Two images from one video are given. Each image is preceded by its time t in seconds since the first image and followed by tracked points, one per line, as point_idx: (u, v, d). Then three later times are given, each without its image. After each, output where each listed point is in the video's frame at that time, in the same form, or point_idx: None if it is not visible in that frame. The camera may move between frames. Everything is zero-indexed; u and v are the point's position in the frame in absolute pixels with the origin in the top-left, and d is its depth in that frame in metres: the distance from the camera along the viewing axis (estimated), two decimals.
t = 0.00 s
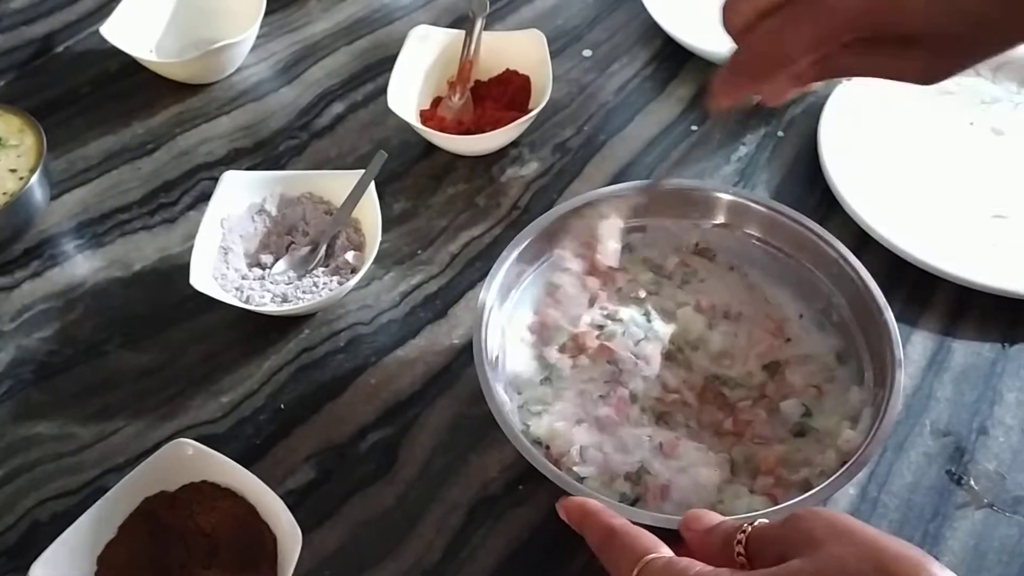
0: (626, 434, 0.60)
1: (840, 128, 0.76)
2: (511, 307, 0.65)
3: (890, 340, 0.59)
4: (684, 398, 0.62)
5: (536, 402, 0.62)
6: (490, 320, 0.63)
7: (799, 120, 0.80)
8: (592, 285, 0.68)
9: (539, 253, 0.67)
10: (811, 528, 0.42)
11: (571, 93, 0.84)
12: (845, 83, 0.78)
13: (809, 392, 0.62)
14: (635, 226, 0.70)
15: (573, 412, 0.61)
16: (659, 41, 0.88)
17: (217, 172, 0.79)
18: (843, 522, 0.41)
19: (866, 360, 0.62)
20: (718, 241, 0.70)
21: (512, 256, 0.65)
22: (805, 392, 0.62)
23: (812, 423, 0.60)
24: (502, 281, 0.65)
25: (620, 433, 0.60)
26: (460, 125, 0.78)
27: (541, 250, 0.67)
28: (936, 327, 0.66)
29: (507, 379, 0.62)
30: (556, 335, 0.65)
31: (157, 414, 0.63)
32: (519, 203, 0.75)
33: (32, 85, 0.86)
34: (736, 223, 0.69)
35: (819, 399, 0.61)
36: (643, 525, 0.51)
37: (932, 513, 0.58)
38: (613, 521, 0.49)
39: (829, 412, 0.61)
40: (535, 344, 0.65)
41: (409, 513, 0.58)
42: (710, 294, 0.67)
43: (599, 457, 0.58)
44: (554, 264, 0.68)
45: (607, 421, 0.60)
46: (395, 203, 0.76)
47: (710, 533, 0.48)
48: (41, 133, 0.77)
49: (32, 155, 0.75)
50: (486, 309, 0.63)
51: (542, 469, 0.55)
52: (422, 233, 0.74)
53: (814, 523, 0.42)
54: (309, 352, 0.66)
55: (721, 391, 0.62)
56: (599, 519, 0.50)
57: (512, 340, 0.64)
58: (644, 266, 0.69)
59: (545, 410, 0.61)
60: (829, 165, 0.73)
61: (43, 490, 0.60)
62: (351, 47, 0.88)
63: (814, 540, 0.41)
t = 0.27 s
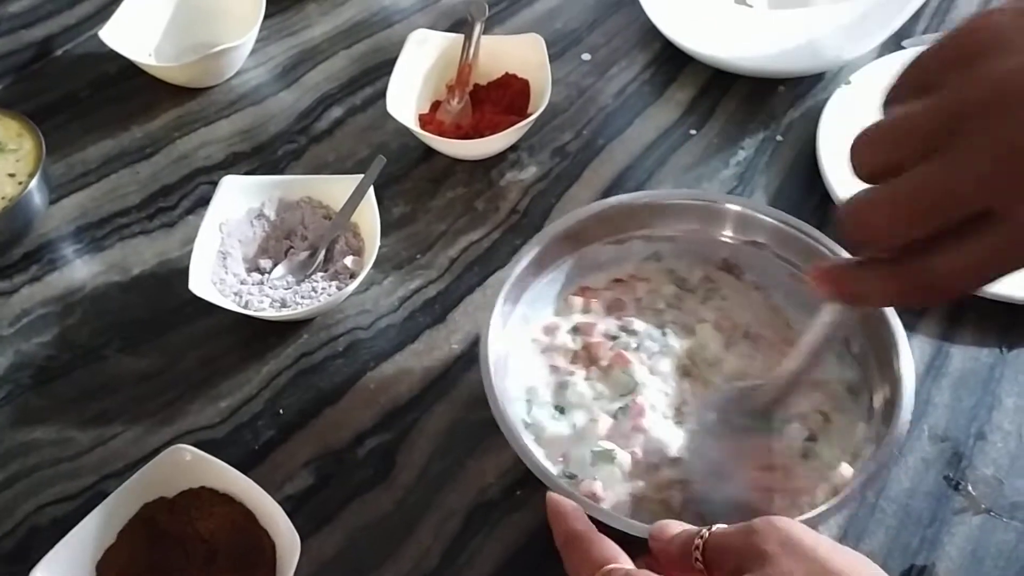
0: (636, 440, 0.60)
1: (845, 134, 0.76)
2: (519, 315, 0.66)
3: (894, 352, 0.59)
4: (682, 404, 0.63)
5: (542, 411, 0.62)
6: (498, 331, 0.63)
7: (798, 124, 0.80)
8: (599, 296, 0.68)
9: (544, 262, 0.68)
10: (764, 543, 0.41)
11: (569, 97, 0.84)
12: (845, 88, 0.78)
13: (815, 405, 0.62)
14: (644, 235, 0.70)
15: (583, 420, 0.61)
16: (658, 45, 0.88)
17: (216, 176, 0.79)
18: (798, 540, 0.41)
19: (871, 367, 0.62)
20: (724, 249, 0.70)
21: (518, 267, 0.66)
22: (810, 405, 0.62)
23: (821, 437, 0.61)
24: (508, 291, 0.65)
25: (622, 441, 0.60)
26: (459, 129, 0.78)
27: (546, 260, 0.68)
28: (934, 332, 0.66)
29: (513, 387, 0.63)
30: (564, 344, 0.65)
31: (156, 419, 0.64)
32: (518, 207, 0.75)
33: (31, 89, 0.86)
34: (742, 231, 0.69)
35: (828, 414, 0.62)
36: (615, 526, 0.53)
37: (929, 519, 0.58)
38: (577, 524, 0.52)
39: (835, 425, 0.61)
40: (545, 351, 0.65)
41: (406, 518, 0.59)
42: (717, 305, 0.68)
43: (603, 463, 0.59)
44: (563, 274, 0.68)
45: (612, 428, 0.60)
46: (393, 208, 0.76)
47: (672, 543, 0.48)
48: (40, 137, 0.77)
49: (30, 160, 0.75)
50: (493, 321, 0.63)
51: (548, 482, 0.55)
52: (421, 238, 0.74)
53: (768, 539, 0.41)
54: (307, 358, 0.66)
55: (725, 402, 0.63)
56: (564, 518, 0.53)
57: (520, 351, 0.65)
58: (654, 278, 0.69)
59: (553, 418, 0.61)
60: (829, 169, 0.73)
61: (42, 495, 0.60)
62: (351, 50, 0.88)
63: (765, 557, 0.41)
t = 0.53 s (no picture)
0: (643, 443, 0.59)
1: (848, 133, 0.75)
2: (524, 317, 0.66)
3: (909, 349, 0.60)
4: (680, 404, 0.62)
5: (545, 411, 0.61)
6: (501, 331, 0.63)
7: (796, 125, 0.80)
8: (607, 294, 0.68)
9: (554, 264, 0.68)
10: (818, 561, 0.41)
11: (567, 97, 0.83)
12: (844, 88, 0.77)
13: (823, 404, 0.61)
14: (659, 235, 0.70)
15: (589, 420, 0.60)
16: (656, 45, 0.87)
17: (212, 177, 0.78)
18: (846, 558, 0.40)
19: (884, 368, 0.62)
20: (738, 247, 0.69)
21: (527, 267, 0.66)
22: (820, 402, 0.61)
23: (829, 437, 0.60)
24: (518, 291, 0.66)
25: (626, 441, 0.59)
26: (456, 129, 0.77)
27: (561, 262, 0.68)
28: (933, 333, 0.66)
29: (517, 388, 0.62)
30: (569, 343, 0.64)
31: (150, 421, 0.63)
32: (515, 208, 0.75)
33: (26, 89, 0.85)
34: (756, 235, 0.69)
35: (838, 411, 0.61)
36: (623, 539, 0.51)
37: (928, 522, 0.58)
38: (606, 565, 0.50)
39: (844, 423, 0.60)
40: (549, 351, 0.64)
41: (402, 521, 0.58)
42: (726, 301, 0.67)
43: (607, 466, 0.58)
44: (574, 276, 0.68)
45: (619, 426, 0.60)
46: (390, 209, 0.75)
47: (696, 537, 0.48)
48: (35, 138, 0.76)
49: (25, 160, 0.75)
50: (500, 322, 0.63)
51: (554, 483, 0.55)
52: (418, 239, 0.73)
53: (820, 559, 0.41)
54: (303, 360, 0.66)
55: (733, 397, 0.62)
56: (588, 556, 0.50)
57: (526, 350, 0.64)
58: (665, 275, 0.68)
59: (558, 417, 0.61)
60: (828, 170, 0.73)
61: (36, 498, 0.60)
62: (347, 51, 0.88)
63: (818, 575, 0.40)
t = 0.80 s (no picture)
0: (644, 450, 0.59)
1: (852, 135, 0.75)
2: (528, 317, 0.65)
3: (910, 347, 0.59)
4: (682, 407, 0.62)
5: (549, 413, 0.61)
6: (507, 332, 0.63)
7: (797, 127, 0.80)
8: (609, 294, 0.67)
9: (558, 264, 0.68)
10: (868, 543, 0.39)
11: (568, 99, 0.83)
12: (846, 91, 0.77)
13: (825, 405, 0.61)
14: (664, 235, 0.70)
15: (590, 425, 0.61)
16: (657, 47, 0.87)
17: (214, 178, 0.78)
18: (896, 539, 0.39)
19: (886, 369, 0.62)
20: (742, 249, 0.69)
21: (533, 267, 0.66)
22: (823, 404, 0.61)
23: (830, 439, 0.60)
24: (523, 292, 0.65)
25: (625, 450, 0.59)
26: (458, 131, 0.77)
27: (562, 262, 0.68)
28: (935, 336, 0.66)
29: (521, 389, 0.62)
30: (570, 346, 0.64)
31: (152, 423, 0.63)
32: (516, 210, 0.75)
33: (27, 90, 0.85)
34: (760, 238, 0.69)
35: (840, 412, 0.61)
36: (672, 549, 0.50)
37: (930, 525, 0.57)
38: (640, 547, 0.48)
39: (845, 425, 0.60)
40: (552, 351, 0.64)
41: (404, 523, 0.58)
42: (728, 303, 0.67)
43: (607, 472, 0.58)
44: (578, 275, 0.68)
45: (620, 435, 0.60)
46: (391, 210, 0.75)
47: (757, 540, 0.47)
48: (37, 139, 0.76)
49: (27, 161, 0.75)
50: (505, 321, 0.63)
51: (558, 485, 0.54)
52: (419, 240, 0.73)
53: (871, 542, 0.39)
54: (304, 361, 0.66)
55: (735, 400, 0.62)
56: (621, 542, 0.49)
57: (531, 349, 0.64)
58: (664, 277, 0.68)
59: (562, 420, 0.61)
60: (832, 171, 0.72)
61: (37, 500, 0.60)
62: (349, 52, 0.88)
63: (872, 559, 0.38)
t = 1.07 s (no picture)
0: (649, 447, 0.60)
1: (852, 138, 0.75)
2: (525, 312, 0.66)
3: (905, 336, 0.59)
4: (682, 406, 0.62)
5: (547, 409, 0.61)
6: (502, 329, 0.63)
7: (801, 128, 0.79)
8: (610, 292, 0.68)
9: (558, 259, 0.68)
10: (867, 525, 0.38)
11: (571, 99, 0.83)
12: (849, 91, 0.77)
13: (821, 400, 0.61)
14: (651, 237, 0.70)
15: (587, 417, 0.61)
16: (661, 47, 0.87)
17: (216, 177, 0.78)
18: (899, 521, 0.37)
19: (880, 358, 0.61)
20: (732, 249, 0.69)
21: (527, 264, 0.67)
22: (816, 399, 0.61)
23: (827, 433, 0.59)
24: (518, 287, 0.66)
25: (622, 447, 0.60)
26: (460, 131, 0.77)
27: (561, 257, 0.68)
28: (938, 338, 0.65)
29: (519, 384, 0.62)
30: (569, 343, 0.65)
31: (154, 422, 0.63)
32: (519, 210, 0.75)
33: (29, 89, 0.85)
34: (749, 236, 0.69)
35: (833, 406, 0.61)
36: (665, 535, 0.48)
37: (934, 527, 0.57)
38: (631, 532, 0.46)
39: (842, 416, 0.60)
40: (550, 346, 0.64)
41: (406, 524, 0.58)
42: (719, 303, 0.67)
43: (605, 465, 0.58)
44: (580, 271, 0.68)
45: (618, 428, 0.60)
46: (394, 210, 0.75)
47: (744, 522, 0.44)
48: (39, 138, 0.76)
49: (29, 160, 0.75)
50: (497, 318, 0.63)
51: (547, 474, 0.55)
52: (422, 240, 0.73)
53: (869, 524, 0.37)
54: (306, 361, 0.66)
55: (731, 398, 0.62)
56: (612, 530, 0.47)
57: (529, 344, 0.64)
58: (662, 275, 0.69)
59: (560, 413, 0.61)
60: (833, 173, 0.72)
61: (39, 500, 0.60)
62: (351, 51, 0.87)
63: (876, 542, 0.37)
